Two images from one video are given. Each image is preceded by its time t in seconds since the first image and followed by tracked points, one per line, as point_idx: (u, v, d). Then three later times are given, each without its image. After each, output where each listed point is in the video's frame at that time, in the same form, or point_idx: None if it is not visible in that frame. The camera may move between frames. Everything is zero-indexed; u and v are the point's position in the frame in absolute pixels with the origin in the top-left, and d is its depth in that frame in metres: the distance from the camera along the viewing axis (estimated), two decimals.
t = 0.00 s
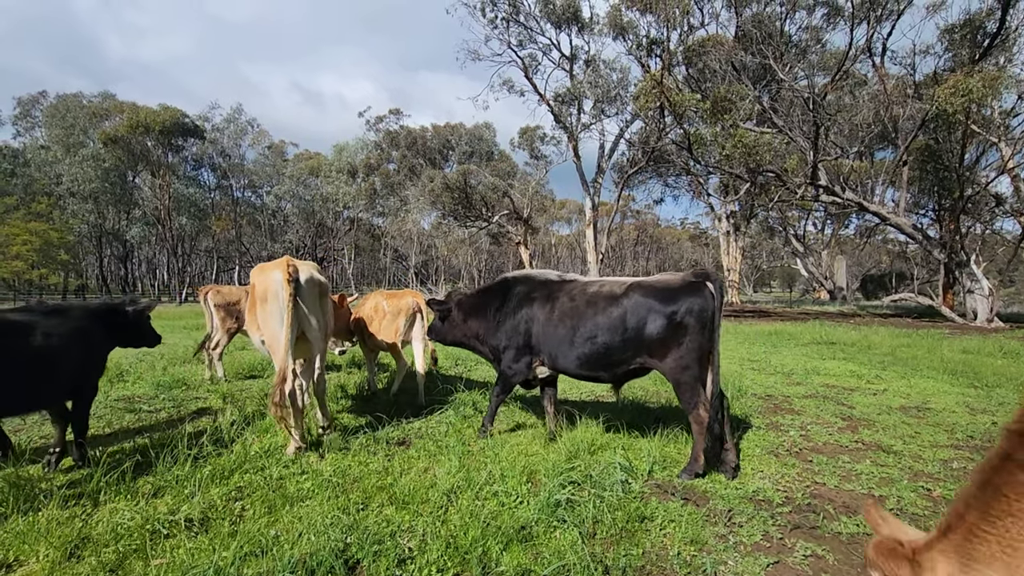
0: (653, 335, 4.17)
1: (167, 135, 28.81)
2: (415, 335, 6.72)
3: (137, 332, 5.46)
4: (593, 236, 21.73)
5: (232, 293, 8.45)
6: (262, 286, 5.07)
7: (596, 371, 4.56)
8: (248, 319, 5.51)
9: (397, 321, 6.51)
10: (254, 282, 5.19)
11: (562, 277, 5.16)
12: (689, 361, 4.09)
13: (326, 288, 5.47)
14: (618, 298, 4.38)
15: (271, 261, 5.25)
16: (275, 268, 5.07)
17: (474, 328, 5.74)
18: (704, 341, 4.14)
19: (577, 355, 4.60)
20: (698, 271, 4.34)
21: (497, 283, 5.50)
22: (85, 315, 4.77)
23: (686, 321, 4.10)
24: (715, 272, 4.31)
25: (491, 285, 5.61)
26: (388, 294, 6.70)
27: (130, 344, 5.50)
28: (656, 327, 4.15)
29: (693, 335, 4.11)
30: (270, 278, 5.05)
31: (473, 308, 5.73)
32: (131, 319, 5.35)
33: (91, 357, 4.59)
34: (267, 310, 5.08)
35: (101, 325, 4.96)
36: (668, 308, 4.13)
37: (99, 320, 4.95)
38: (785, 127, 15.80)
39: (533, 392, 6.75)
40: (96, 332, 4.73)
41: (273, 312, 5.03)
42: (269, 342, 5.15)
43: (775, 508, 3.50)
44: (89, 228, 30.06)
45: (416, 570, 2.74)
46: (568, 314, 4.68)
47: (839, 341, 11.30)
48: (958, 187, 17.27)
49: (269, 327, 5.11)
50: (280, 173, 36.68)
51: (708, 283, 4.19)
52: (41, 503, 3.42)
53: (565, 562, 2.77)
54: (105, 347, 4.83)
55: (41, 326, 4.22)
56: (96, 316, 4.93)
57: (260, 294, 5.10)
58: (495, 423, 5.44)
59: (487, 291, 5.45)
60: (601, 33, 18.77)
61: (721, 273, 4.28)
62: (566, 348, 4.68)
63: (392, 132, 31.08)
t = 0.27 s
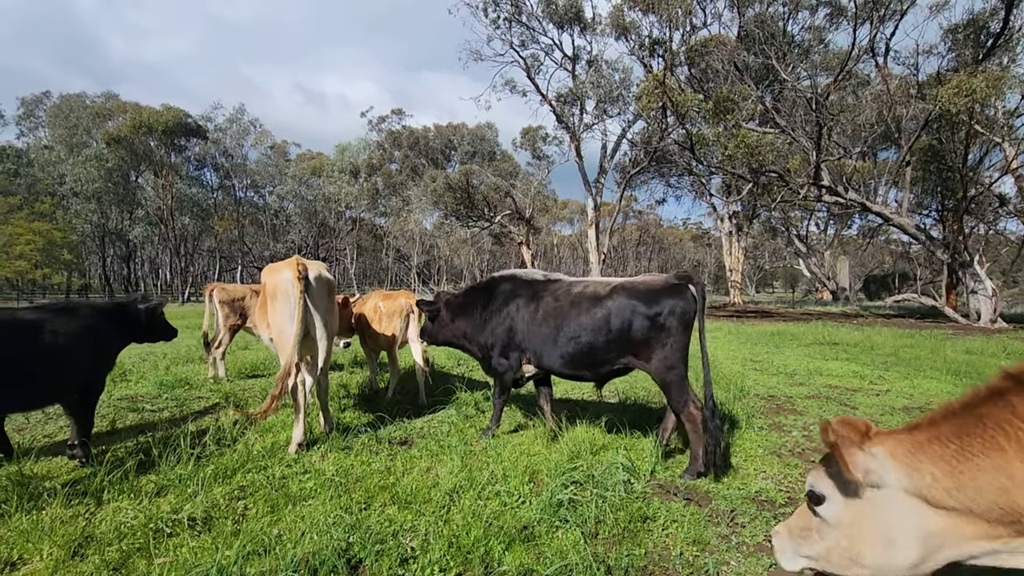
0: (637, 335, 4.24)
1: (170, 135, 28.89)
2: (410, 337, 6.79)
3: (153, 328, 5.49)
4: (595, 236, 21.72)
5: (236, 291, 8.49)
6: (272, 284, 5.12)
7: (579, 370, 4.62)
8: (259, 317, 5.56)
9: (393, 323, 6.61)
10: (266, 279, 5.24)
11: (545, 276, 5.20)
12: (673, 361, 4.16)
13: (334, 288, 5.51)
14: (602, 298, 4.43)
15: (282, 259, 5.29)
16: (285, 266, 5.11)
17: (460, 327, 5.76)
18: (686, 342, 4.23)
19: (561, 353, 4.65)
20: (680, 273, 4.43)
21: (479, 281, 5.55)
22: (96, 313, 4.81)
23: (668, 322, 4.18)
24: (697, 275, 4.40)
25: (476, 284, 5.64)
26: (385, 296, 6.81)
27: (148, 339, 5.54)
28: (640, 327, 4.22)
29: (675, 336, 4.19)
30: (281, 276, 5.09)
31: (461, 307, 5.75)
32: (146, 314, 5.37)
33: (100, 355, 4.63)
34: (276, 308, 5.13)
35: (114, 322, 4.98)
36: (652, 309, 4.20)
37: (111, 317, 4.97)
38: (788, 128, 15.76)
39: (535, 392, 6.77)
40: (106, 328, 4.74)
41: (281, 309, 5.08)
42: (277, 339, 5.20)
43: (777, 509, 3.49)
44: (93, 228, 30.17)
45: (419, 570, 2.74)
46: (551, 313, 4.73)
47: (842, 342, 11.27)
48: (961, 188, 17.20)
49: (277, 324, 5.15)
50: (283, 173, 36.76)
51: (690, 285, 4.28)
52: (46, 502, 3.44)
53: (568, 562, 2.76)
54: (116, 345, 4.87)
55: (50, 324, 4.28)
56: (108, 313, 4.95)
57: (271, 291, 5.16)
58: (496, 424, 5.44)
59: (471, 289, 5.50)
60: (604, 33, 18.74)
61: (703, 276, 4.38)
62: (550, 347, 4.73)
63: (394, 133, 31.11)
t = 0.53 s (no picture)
0: (620, 336, 4.41)
1: (173, 135, 28.97)
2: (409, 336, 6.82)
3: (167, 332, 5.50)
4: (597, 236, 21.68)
5: (239, 291, 8.51)
6: (281, 282, 5.21)
7: (561, 369, 4.83)
8: (270, 315, 5.63)
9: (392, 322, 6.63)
10: (276, 278, 5.34)
11: (531, 277, 5.40)
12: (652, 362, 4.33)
13: (339, 286, 5.61)
14: (586, 301, 4.60)
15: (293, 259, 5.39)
16: (295, 264, 5.20)
17: (448, 322, 5.94)
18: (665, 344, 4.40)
19: (544, 353, 4.85)
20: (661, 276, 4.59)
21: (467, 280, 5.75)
22: (110, 314, 4.89)
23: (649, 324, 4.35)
24: (677, 279, 4.56)
25: (465, 281, 5.80)
26: (385, 295, 6.84)
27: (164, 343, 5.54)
28: (623, 329, 4.39)
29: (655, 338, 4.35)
30: (290, 274, 5.17)
31: (449, 303, 5.93)
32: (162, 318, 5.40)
33: (107, 355, 4.66)
34: (285, 305, 5.20)
35: (129, 323, 5.05)
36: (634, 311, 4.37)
37: (127, 318, 5.04)
38: (791, 128, 15.70)
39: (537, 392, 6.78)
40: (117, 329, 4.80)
41: (291, 306, 5.15)
42: (285, 336, 5.25)
43: (780, 509, 3.49)
44: (96, 228, 30.28)
45: (421, 569, 2.74)
46: (536, 314, 4.93)
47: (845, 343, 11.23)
48: (965, 188, 17.12)
49: (285, 320, 5.21)
50: (285, 173, 36.83)
51: (670, 289, 4.45)
52: (51, 500, 3.45)
53: (570, 562, 2.76)
54: (126, 348, 4.91)
55: (61, 323, 4.38)
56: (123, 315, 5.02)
57: (280, 289, 5.24)
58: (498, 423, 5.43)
59: (459, 289, 5.71)
60: (607, 33, 18.71)
61: (683, 280, 4.55)
62: (535, 345, 4.93)
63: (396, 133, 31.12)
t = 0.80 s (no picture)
0: (608, 334, 4.61)
1: (177, 135, 29.06)
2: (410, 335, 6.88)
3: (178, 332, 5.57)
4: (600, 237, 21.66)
5: (242, 291, 8.53)
6: (290, 283, 5.26)
7: (551, 366, 4.95)
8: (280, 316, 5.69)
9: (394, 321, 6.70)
10: (287, 279, 5.39)
11: (518, 275, 5.52)
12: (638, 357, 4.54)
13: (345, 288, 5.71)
14: (576, 299, 4.77)
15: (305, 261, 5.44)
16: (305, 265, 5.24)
17: (438, 322, 6.02)
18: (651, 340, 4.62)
19: (535, 349, 4.96)
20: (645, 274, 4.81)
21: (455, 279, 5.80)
22: (125, 313, 4.97)
23: (637, 321, 4.56)
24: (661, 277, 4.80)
25: (454, 282, 5.87)
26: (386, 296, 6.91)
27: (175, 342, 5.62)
28: (612, 326, 4.59)
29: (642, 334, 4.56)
30: (300, 275, 5.21)
31: (439, 304, 6.02)
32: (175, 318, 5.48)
33: (124, 354, 4.75)
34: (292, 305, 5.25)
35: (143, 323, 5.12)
36: (621, 309, 4.57)
37: (141, 317, 5.12)
38: (794, 128, 15.64)
39: (539, 392, 6.77)
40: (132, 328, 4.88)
41: (298, 307, 5.16)
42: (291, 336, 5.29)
43: (783, 510, 3.48)
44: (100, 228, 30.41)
45: (424, 569, 2.75)
46: (527, 312, 5.04)
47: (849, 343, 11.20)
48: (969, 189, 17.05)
49: (291, 321, 5.25)
50: (288, 173, 36.89)
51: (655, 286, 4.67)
52: (55, 499, 3.47)
53: (572, 563, 2.76)
54: (142, 347, 4.99)
55: (80, 321, 4.47)
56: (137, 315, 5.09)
57: (289, 289, 5.29)
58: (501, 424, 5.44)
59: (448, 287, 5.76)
60: (610, 33, 18.70)
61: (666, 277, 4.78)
62: (525, 344, 5.02)
63: (399, 133, 31.15)
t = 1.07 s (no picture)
0: (597, 332, 4.65)
1: (182, 136, 29.17)
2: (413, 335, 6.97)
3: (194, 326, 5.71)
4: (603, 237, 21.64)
5: (247, 291, 8.55)
6: (297, 284, 5.44)
7: (545, 362, 4.98)
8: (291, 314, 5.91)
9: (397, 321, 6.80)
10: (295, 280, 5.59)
11: (516, 274, 5.56)
12: (627, 354, 4.61)
13: (355, 287, 5.74)
14: (570, 296, 4.81)
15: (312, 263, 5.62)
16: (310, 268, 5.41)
17: (435, 319, 6.01)
18: (641, 336, 4.67)
19: (529, 345, 4.99)
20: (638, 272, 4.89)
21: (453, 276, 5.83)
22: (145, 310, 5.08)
23: (628, 318, 4.64)
24: (653, 274, 4.87)
25: (453, 279, 5.90)
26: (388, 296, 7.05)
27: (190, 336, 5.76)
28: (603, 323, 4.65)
29: (633, 331, 4.64)
30: (305, 277, 5.40)
31: (436, 302, 6.00)
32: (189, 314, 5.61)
33: (147, 351, 4.85)
34: (299, 307, 5.43)
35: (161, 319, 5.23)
36: (613, 306, 4.63)
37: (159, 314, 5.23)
38: (799, 128, 15.57)
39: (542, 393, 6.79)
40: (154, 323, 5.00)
41: (304, 306, 5.39)
42: (298, 335, 5.49)
43: (787, 512, 3.47)
44: (106, 228, 30.58)
45: (427, 569, 2.75)
46: (522, 308, 5.07)
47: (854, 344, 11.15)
48: (975, 189, 16.94)
49: (298, 321, 5.45)
50: (293, 173, 37.00)
51: (647, 283, 4.74)
52: (61, 498, 3.49)
53: (576, 563, 2.76)
54: (163, 345, 5.09)
55: (106, 319, 4.57)
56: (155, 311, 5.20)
57: (296, 290, 5.48)
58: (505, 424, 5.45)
59: (446, 286, 5.80)
60: (613, 34, 18.68)
61: (659, 275, 4.85)
62: (519, 340, 5.06)
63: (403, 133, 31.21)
